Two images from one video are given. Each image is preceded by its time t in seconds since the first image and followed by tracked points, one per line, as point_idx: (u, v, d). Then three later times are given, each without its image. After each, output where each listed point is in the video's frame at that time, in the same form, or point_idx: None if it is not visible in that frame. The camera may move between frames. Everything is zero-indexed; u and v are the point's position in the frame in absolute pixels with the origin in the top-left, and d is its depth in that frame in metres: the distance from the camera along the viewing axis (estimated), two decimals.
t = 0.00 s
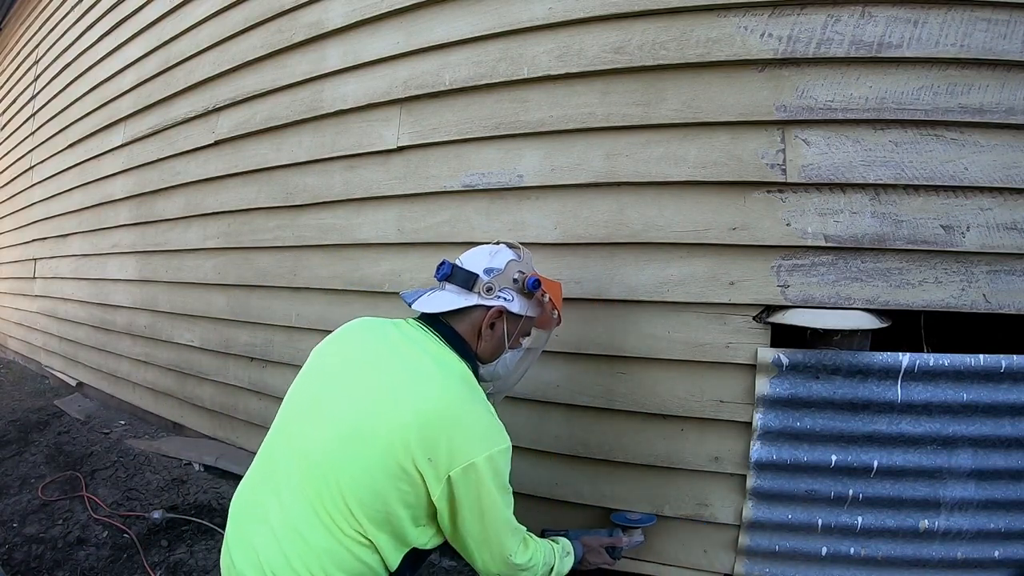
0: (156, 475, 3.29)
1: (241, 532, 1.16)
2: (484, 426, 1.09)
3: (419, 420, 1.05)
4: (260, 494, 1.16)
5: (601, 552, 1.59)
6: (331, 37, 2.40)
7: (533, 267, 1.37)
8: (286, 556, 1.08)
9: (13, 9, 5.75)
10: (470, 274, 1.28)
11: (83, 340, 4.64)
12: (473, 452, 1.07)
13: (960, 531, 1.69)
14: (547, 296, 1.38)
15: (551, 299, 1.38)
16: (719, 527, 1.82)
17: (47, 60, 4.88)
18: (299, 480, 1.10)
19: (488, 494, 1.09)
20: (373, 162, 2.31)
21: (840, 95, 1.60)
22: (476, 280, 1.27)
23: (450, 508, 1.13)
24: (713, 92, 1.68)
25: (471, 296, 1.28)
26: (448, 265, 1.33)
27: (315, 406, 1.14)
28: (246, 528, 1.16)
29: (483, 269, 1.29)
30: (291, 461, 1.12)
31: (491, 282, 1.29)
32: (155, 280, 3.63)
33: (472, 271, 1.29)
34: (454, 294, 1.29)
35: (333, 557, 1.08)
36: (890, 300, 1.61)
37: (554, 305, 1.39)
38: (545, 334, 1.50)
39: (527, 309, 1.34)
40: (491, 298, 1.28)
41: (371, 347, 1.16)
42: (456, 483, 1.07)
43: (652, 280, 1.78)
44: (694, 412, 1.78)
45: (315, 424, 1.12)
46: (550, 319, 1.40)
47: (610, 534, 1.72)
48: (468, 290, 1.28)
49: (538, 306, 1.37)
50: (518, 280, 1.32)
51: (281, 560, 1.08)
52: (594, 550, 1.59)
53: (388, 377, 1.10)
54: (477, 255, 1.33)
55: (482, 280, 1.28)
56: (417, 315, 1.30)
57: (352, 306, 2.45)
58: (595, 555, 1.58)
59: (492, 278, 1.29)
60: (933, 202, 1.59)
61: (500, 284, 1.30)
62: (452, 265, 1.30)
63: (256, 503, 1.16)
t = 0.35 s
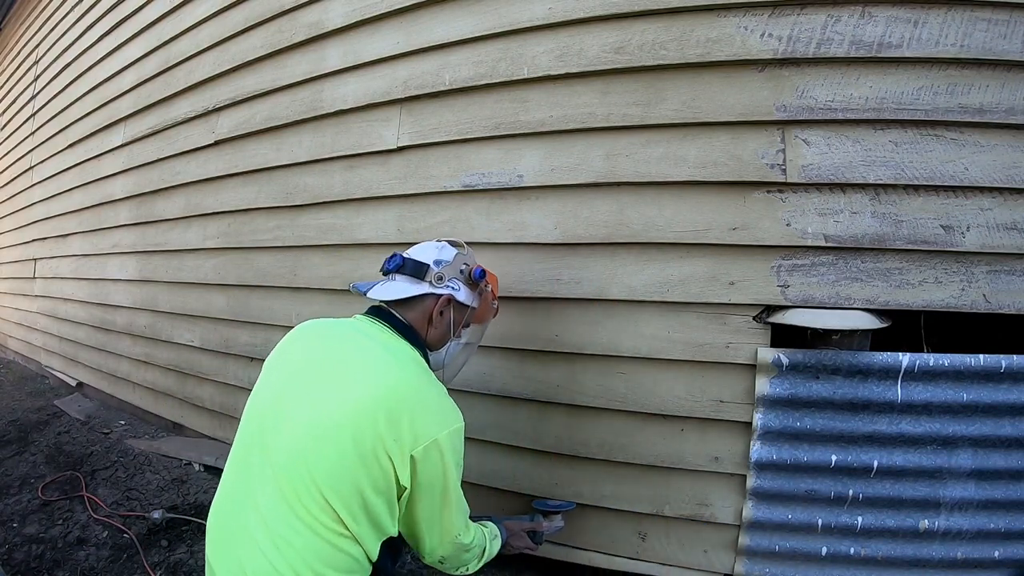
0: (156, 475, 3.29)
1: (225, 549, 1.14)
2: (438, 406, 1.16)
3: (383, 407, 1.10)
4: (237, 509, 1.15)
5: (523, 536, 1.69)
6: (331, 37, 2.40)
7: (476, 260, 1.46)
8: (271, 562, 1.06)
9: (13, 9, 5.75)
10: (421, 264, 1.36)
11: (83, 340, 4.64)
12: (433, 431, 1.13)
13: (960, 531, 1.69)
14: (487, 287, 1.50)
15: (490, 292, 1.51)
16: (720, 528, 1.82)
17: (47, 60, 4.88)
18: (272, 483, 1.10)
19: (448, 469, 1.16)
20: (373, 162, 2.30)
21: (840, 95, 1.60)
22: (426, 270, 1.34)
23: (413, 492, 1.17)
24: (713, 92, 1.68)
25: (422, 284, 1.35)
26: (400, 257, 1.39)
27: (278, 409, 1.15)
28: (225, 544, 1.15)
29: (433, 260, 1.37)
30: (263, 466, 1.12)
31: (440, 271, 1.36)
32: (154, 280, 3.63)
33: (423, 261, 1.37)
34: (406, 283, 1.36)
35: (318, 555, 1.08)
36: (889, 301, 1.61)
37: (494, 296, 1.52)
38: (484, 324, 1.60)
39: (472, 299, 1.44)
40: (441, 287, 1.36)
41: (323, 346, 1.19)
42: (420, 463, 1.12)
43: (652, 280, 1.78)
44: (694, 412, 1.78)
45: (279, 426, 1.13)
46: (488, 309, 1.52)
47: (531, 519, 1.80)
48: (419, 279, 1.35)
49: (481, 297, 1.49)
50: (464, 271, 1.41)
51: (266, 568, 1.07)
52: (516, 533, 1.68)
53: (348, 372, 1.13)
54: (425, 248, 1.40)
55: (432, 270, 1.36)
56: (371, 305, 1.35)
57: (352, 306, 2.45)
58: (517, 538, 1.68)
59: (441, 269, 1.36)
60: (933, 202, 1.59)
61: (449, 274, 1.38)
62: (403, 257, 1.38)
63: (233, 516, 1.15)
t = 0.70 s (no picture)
0: (156, 475, 3.29)
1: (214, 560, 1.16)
2: (392, 382, 1.30)
3: (346, 391, 1.21)
4: (216, 514, 1.18)
5: (428, 515, 1.83)
6: (331, 37, 2.40)
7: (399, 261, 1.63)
8: (268, 556, 1.12)
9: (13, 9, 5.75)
10: (361, 264, 1.47)
11: (83, 340, 4.64)
12: (392, 406, 1.27)
13: (960, 531, 1.69)
14: (409, 285, 1.67)
15: (409, 290, 1.68)
16: (720, 527, 1.83)
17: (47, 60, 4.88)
18: (252, 484, 1.15)
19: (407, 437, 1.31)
20: (373, 162, 2.30)
21: (840, 95, 1.60)
22: (367, 270, 1.47)
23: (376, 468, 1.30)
24: (713, 92, 1.68)
25: (363, 283, 1.47)
26: (341, 257, 1.48)
27: (243, 412, 1.20)
28: (210, 555, 1.17)
29: (370, 260, 1.49)
30: (239, 465, 1.17)
31: (378, 271, 1.50)
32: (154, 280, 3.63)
33: (362, 261, 1.48)
34: (348, 280, 1.46)
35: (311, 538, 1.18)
36: (889, 301, 1.61)
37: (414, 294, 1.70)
38: (403, 319, 1.77)
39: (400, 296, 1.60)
40: (378, 285, 1.49)
41: (276, 347, 1.26)
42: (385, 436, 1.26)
43: (652, 280, 1.78)
44: (694, 412, 1.78)
45: (250, 428, 1.19)
46: (409, 304, 1.69)
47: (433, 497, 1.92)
48: (359, 278, 1.47)
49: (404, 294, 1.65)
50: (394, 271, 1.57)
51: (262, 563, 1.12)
52: (424, 514, 1.82)
53: (309, 366, 1.22)
54: (360, 250, 1.51)
55: (371, 270, 1.49)
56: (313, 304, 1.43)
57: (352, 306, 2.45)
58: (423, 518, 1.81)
59: (378, 269, 1.50)
60: (933, 202, 1.59)
61: (382, 274, 1.52)
62: (343, 258, 1.48)
63: (214, 526, 1.18)
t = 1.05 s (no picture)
0: (156, 475, 3.30)
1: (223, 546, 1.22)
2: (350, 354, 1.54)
3: (318, 362, 1.42)
4: (215, 499, 1.25)
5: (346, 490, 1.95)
6: (331, 37, 2.40)
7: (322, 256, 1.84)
8: (281, 518, 1.24)
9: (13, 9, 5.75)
10: (305, 263, 1.67)
11: (83, 340, 4.64)
12: (353, 373, 1.51)
13: (960, 531, 1.69)
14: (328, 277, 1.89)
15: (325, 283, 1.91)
16: (720, 528, 1.83)
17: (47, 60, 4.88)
18: (251, 459, 1.26)
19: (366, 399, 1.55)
20: (373, 162, 2.30)
21: (840, 95, 1.60)
22: (310, 269, 1.68)
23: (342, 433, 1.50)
24: (713, 92, 1.68)
25: (307, 280, 1.68)
26: (285, 257, 1.65)
27: (227, 400, 1.32)
28: (214, 544, 1.23)
29: (309, 260, 1.69)
30: (233, 444, 1.28)
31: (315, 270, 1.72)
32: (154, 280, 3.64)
33: (304, 261, 1.68)
34: (293, 279, 1.65)
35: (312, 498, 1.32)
36: (889, 300, 1.61)
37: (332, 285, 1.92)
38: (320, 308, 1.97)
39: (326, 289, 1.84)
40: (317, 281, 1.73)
41: (241, 339, 1.41)
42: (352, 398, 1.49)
43: (652, 280, 1.78)
44: (694, 412, 1.78)
45: (237, 411, 1.30)
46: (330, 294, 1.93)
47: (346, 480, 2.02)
48: (303, 276, 1.67)
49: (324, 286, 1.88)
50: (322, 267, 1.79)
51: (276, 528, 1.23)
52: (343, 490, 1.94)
53: (281, 348, 1.40)
54: (296, 250, 1.69)
55: (312, 268, 1.71)
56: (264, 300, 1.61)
57: (352, 306, 2.45)
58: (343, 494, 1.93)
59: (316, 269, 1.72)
60: (933, 202, 1.59)
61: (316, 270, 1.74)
62: (287, 258, 1.65)
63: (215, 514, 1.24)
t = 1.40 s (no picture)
0: (156, 475, 3.30)
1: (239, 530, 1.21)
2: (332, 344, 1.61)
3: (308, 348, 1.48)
4: (225, 486, 1.25)
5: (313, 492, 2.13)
6: (331, 37, 2.40)
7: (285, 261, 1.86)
8: (295, 494, 1.26)
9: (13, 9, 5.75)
10: (274, 268, 1.70)
11: (83, 340, 4.64)
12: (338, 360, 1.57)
13: (960, 531, 1.69)
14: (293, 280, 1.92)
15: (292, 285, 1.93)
16: (720, 528, 1.83)
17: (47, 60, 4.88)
18: (257, 442, 1.28)
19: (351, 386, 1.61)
20: (373, 162, 2.30)
21: (840, 95, 1.60)
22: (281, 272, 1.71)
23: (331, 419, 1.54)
24: (714, 92, 1.68)
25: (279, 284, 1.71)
26: (255, 264, 1.67)
27: (224, 389, 1.34)
28: (228, 530, 1.22)
29: (277, 264, 1.72)
30: (237, 430, 1.30)
31: (283, 272, 1.75)
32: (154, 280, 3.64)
33: (273, 266, 1.70)
34: (266, 284, 1.67)
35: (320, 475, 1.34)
36: (889, 300, 1.61)
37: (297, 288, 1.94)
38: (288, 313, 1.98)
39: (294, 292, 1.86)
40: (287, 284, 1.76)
41: (229, 334, 1.44)
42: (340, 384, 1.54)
43: (652, 280, 1.78)
44: (694, 412, 1.78)
45: (238, 397, 1.33)
46: (299, 295, 1.96)
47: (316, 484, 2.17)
48: (275, 280, 1.70)
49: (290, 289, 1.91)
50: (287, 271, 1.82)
51: (291, 504, 1.24)
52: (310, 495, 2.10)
53: (271, 337, 1.44)
54: (262, 256, 1.72)
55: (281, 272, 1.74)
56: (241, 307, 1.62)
57: (351, 306, 2.45)
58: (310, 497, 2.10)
59: (283, 270, 1.75)
60: (933, 202, 1.59)
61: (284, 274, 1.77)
62: (257, 265, 1.67)
63: (225, 502, 1.24)
